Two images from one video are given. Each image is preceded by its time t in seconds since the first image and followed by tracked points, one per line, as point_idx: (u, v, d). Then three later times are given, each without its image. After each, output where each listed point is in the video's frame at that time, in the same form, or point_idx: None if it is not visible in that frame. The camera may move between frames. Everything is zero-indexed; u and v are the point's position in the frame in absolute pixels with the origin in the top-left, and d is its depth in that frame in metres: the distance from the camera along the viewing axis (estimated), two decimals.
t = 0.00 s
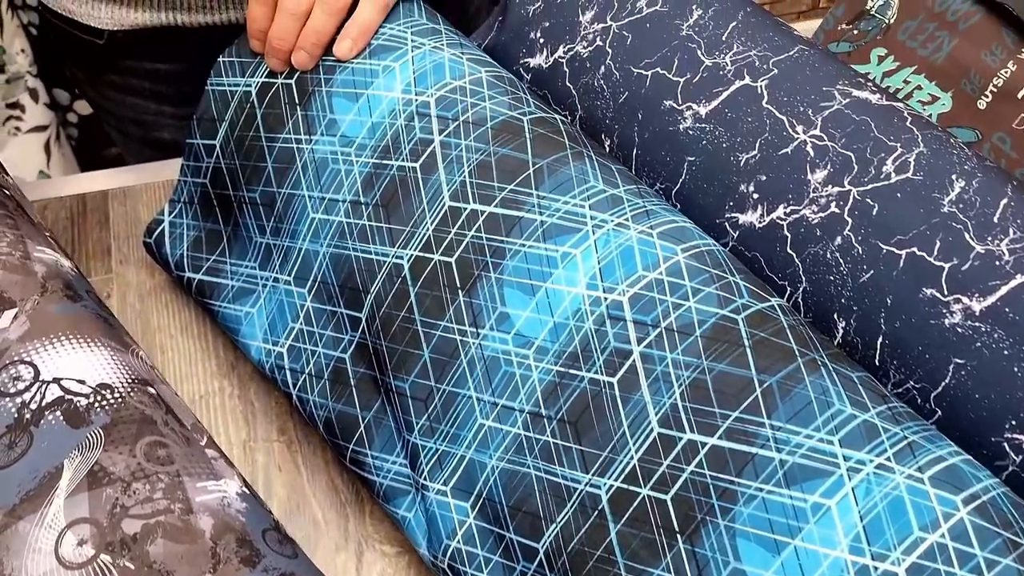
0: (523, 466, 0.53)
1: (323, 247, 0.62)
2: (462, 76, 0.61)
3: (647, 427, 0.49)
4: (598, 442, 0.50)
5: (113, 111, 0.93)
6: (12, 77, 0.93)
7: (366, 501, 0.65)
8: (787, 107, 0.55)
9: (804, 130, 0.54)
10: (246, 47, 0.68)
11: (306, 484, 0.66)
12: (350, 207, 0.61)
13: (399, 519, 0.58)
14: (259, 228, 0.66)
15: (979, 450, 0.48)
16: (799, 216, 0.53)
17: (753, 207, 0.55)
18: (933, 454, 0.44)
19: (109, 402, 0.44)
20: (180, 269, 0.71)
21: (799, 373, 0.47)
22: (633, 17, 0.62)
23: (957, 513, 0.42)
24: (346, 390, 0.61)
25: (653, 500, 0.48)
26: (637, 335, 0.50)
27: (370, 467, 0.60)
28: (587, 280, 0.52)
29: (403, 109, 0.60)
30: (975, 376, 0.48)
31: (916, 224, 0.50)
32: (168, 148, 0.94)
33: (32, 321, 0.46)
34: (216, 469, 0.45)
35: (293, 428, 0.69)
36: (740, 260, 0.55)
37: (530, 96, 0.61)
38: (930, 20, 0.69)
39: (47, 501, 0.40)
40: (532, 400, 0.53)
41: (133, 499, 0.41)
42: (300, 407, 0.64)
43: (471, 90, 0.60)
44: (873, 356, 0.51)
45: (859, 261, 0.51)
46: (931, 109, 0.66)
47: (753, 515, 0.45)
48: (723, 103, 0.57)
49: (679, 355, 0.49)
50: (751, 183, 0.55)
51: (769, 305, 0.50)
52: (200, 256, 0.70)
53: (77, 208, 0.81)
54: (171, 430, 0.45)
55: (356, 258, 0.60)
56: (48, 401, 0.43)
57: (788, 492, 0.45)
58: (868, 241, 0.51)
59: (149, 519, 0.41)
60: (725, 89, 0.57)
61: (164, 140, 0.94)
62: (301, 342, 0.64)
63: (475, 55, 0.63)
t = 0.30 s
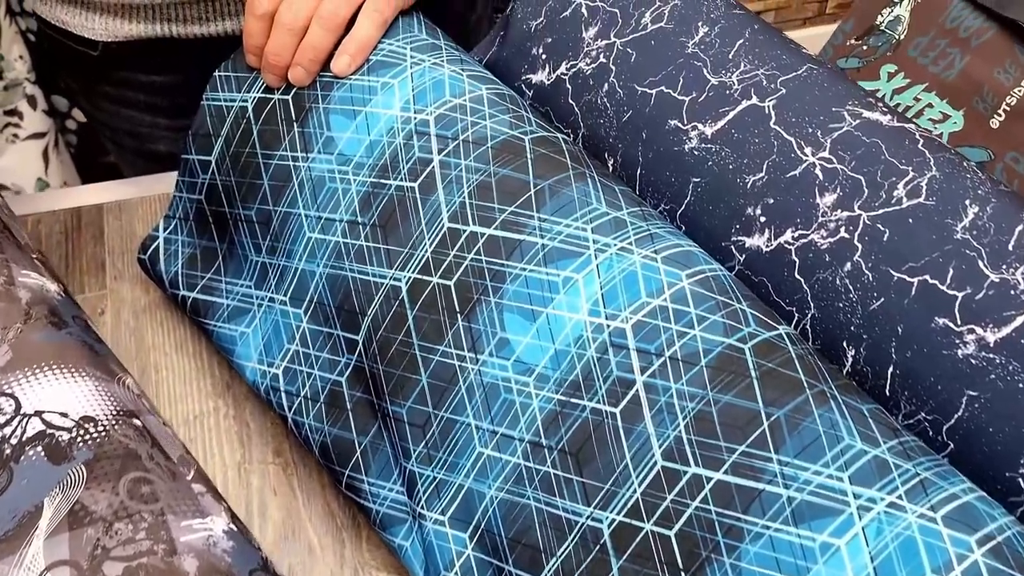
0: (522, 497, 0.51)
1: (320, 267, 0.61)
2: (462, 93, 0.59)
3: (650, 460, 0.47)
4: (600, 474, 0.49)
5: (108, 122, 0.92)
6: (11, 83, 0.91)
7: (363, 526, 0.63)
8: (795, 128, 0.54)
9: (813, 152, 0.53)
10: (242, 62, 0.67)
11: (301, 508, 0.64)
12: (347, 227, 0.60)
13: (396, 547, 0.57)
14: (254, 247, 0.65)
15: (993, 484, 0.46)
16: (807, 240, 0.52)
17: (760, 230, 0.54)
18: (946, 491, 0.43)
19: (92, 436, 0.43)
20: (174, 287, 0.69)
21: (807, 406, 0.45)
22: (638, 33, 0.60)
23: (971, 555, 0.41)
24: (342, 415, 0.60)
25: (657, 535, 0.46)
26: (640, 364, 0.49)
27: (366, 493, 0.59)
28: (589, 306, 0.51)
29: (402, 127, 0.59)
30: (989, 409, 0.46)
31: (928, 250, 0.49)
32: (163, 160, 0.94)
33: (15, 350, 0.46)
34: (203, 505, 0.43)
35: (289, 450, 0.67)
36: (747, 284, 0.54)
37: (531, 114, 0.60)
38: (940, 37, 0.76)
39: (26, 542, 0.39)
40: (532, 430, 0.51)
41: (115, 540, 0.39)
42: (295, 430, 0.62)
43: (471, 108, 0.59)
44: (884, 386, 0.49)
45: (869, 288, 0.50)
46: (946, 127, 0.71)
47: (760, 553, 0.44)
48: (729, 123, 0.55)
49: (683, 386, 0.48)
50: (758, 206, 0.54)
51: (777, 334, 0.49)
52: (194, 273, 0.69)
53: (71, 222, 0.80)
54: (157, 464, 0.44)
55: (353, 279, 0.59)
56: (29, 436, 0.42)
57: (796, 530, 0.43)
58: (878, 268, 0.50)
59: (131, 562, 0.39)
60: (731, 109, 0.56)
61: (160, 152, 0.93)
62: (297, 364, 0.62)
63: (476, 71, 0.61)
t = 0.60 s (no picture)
0: (520, 534, 0.50)
1: (313, 290, 0.59)
2: (460, 113, 0.58)
3: (653, 500, 0.45)
4: (600, 513, 0.47)
5: (100, 134, 0.91)
6: (6, 90, 0.89)
7: (357, 556, 0.61)
8: (804, 151, 0.52)
9: (822, 177, 0.51)
10: (235, 78, 0.65)
11: (294, 536, 0.62)
12: (341, 249, 0.58)
13: None
14: (246, 268, 0.63)
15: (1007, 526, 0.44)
16: (816, 268, 0.50)
17: (767, 257, 0.52)
18: (962, 536, 0.41)
19: (62, 481, 0.41)
20: (165, 307, 0.68)
21: (816, 445, 0.44)
22: (642, 51, 0.58)
23: None
24: (335, 443, 0.58)
25: None
26: (643, 398, 0.47)
27: (359, 525, 0.57)
28: (590, 336, 0.49)
29: (397, 147, 0.57)
30: (1006, 449, 0.44)
31: (942, 281, 0.47)
32: (155, 172, 0.93)
33: None
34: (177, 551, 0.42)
35: (281, 475, 0.65)
36: (753, 313, 0.52)
37: (532, 134, 0.58)
38: (952, 54, 0.75)
39: None
40: (530, 464, 0.49)
41: None
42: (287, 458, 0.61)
43: (469, 128, 0.57)
44: (896, 422, 0.47)
45: (881, 319, 0.48)
46: (958, 146, 0.70)
47: None
48: (735, 146, 0.54)
49: (688, 422, 0.46)
50: (765, 232, 0.52)
51: (785, 367, 0.47)
52: (185, 294, 0.67)
53: (62, 237, 0.78)
54: (129, 509, 0.42)
55: (347, 303, 0.57)
56: None
57: None
58: (890, 299, 0.48)
59: None
60: (738, 131, 0.54)
61: (154, 165, 0.93)
62: (289, 390, 0.61)
63: (474, 89, 0.59)
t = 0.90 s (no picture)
0: (514, 568, 0.48)
1: (304, 310, 0.58)
2: (457, 130, 0.56)
3: (650, 537, 0.44)
4: (596, 549, 0.45)
5: (94, 143, 0.90)
6: (6, 94, 0.88)
7: None
8: (811, 174, 0.50)
9: (829, 201, 0.49)
10: (229, 90, 0.64)
11: (284, 561, 0.59)
12: (333, 269, 0.56)
13: None
14: (238, 285, 0.62)
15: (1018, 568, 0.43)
16: (822, 296, 0.48)
17: (771, 283, 0.50)
18: None
19: (18, 525, 0.42)
20: (155, 324, 0.66)
21: (821, 484, 0.42)
22: (644, 69, 0.57)
23: None
24: (325, 467, 0.57)
25: None
26: (641, 431, 0.45)
27: (349, 553, 0.55)
28: (587, 364, 0.47)
29: (392, 165, 0.56)
30: (1018, 488, 0.42)
31: (953, 313, 0.45)
32: (150, 183, 0.92)
33: None
34: None
35: (272, 497, 0.63)
36: (757, 340, 0.51)
37: (531, 151, 0.56)
38: (965, 72, 0.74)
39: None
40: (525, 497, 0.48)
41: None
42: (277, 482, 0.59)
43: (466, 146, 0.55)
44: (904, 458, 0.46)
45: (890, 350, 0.46)
46: (972, 167, 0.69)
47: None
48: (740, 168, 0.52)
49: (687, 457, 0.44)
50: (769, 257, 0.50)
51: (790, 400, 0.45)
52: (176, 310, 0.66)
53: (54, 250, 0.77)
54: (87, 553, 0.43)
55: (339, 324, 0.56)
56: None
57: None
58: (899, 329, 0.46)
59: None
60: (742, 152, 0.52)
61: (149, 176, 0.92)
62: (279, 412, 0.59)
63: (472, 105, 0.58)
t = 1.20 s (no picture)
0: None
1: (307, 329, 0.57)
2: (465, 150, 0.55)
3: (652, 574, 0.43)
4: None
5: (109, 153, 0.90)
6: (18, 96, 0.88)
7: None
8: (824, 203, 0.49)
9: (842, 231, 0.48)
10: (236, 104, 0.64)
11: None
12: (337, 288, 0.56)
13: None
14: (241, 301, 0.61)
15: None
16: (833, 328, 0.47)
17: (781, 312, 0.49)
18: None
19: None
20: (158, 337, 0.66)
21: (828, 525, 0.41)
22: (656, 90, 0.56)
23: None
24: (325, 489, 0.56)
25: None
26: (645, 465, 0.44)
27: None
28: (591, 394, 0.46)
29: (398, 185, 0.55)
30: None
31: (967, 350, 0.44)
32: (162, 193, 0.92)
33: None
34: None
35: (272, 516, 0.62)
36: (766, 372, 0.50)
37: (539, 172, 0.56)
38: (985, 97, 0.66)
39: None
40: (525, 527, 0.47)
41: None
42: (277, 502, 0.58)
43: (473, 166, 0.54)
44: (914, 497, 0.45)
45: (902, 387, 0.45)
46: (985, 195, 0.63)
47: None
48: (751, 194, 0.51)
49: (691, 493, 0.43)
50: (780, 287, 0.49)
51: (798, 436, 0.44)
52: (179, 324, 0.65)
53: (60, 259, 0.76)
54: None
55: (341, 345, 0.55)
56: None
57: None
58: (912, 365, 0.45)
59: None
60: (754, 178, 0.51)
61: (162, 185, 0.92)
62: (281, 431, 0.59)
63: (481, 124, 0.57)
